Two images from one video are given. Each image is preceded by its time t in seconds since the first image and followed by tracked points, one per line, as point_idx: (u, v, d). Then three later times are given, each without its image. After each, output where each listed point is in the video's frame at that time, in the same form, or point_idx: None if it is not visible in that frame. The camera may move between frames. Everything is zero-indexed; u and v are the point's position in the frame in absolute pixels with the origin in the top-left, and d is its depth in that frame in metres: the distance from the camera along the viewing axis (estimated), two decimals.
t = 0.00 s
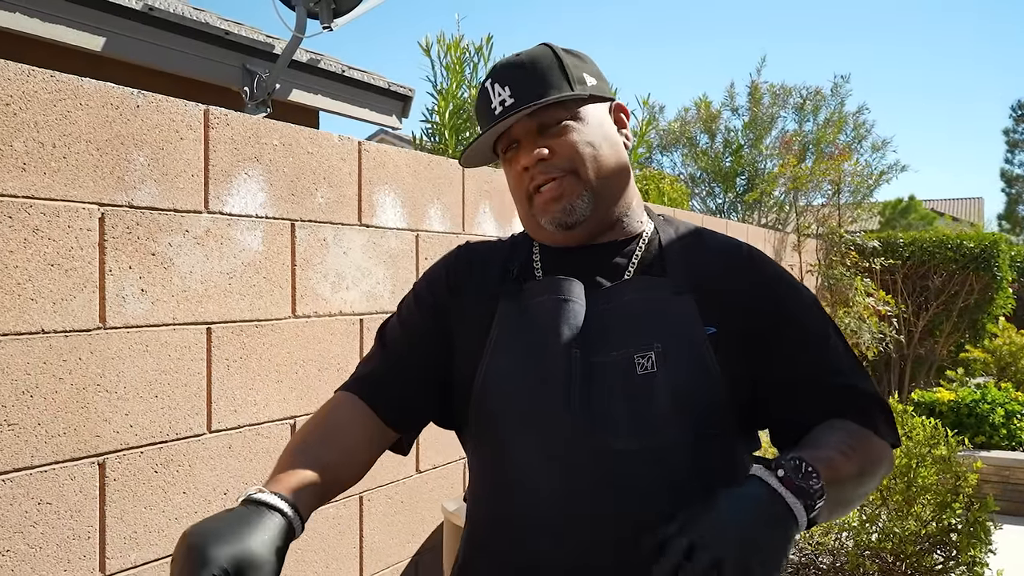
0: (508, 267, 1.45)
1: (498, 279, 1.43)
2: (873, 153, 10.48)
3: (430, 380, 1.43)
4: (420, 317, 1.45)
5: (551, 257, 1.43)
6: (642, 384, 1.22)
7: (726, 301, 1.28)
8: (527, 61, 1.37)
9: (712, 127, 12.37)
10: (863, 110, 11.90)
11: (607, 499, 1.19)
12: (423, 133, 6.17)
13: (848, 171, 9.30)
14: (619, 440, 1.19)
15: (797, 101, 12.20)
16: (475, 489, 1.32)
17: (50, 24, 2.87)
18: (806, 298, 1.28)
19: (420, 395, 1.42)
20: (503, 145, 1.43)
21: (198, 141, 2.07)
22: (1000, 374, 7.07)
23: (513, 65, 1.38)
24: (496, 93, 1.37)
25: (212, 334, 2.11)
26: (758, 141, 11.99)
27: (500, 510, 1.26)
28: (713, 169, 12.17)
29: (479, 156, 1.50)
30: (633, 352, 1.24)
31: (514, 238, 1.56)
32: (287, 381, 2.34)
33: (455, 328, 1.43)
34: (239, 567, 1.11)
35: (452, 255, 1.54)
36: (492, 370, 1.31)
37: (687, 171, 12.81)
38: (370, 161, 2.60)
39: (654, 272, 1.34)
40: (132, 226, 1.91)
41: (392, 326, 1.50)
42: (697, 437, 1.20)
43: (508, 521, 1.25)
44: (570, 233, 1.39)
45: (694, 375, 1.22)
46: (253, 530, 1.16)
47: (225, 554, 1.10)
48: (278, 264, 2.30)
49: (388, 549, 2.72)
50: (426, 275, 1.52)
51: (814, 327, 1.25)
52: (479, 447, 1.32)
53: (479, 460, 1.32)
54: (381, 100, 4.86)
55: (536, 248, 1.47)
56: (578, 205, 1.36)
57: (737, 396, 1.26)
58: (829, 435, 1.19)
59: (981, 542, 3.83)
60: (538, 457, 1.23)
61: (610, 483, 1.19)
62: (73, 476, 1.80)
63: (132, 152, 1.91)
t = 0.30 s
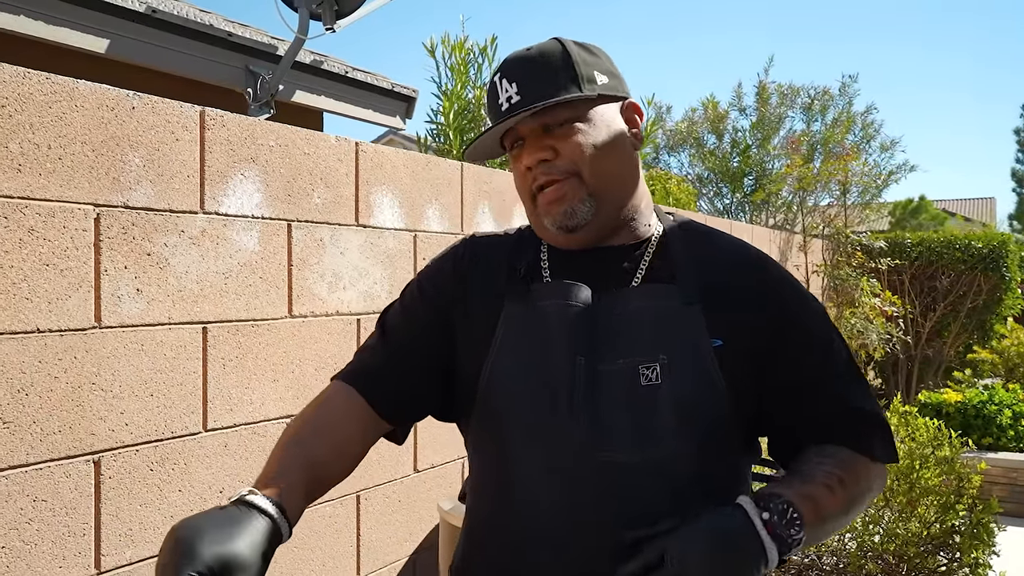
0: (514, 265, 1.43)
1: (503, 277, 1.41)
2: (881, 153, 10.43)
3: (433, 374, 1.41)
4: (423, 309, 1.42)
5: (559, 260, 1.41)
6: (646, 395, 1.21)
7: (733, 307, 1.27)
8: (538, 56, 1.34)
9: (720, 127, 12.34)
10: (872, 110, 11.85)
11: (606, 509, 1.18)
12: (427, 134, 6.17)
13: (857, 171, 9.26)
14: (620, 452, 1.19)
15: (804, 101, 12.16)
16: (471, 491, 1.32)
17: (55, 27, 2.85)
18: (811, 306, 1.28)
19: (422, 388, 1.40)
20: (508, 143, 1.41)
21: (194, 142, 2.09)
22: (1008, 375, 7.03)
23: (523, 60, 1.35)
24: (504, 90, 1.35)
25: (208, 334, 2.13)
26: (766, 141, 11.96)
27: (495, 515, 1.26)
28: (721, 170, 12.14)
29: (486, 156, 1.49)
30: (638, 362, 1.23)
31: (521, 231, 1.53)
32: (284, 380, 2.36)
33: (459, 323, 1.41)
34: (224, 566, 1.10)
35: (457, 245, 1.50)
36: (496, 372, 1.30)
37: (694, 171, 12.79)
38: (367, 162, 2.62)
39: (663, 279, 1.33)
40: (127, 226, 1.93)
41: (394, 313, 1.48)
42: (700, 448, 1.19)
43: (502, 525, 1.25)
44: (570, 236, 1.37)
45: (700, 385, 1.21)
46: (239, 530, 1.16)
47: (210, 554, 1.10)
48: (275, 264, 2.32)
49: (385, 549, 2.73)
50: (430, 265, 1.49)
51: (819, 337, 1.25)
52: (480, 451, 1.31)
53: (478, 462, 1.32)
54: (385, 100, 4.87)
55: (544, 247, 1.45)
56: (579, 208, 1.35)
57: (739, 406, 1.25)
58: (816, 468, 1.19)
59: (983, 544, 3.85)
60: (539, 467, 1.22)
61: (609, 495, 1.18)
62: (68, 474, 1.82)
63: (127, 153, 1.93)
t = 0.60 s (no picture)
0: (480, 262, 1.48)
1: (471, 274, 1.47)
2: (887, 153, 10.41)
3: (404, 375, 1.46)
4: (391, 313, 1.46)
5: (526, 253, 1.47)
6: (614, 377, 1.27)
7: (692, 294, 1.36)
8: (519, 52, 1.41)
9: (725, 127, 12.32)
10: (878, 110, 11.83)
11: (577, 490, 1.24)
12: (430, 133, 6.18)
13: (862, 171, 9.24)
14: (590, 434, 1.24)
15: (809, 101, 12.15)
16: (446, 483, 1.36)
17: (57, 30, 2.84)
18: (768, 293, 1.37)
19: (393, 388, 1.44)
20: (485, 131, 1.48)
21: (191, 144, 2.11)
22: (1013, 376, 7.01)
23: (504, 53, 1.41)
24: (483, 80, 1.41)
25: (204, 333, 2.15)
26: (771, 141, 11.94)
27: (471, 504, 1.31)
28: (727, 170, 12.12)
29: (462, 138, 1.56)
30: (606, 346, 1.29)
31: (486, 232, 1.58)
32: (280, 379, 2.38)
33: (429, 321, 1.46)
34: (210, 560, 1.11)
35: (421, 249, 1.54)
36: (466, 366, 1.34)
37: (699, 171, 12.77)
38: (364, 163, 2.64)
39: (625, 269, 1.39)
40: (124, 227, 1.95)
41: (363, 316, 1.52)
42: (666, 430, 1.25)
43: (478, 513, 1.29)
44: (537, 225, 1.43)
45: (665, 367, 1.28)
46: (224, 525, 1.17)
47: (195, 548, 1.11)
48: (272, 264, 2.34)
49: (382, 546, 2.75)
50: (397, 268, 1.54)
51: (771, 322, 1.35)
52: (451, 441, 1.35)
53: (451, 454, 1.36)
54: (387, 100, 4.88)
55: (511, 242, 1.51)
56: (547, 198, 1.41)
57: (700, 391, 1.32)
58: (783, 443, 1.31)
59: (984, 545, 3.79)
60: (511, 458, 1.26)
61: (581, 474, 1.24)
62: (65, 472, 1.84)
63: (124, 154, 1.95)
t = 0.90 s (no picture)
0: (440, 257, 1.51)
1: (432, 267, 1.49)
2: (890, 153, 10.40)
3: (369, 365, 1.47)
4: (357, 310, 1.50)
5: (483, 242, 1.50)
6: (568, 351, 1.30)
7: (641, 274, 1.37)
8: (512, 49, 1.46)
9: (727, 127, 12.32)
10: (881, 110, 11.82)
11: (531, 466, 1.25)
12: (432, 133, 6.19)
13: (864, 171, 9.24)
14: (548, 407, 1.27)
15: (812, 101, 12.15)
16: (414, 468, 1.38)
17: (58, 30, 2.85)
18: (720, 275, 1.38)
19: (360, 381, 1.44)
20: (463, 114, 1.52)
21: (189, 144, 2.13)
22: (1016, 376, 6.99)
23: (496, 43, 1.46)
24: (471, 60, 1.46)
25: (203, 332, 2.16)
26: (774, 141, 11.94)
27: (440, 487, 1.32)
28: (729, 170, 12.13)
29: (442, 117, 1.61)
30: (560, 322, 1.33)
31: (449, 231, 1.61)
32: (279, 378, 2.39)
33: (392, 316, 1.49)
34: (208, 543, 1.12)
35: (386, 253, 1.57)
36: (427, 352, 1.38)
37: (702, 171, 12.78)
38: (363, 163, 2.65)
39: (579, 253, 1.42)
40: (123, 226, 1.97)
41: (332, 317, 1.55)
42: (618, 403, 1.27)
43: (447, 495, 1.31)
44: (502, 205, 1.47)
45: (618, 341, 1.31)
46: (220, 511, 1.17)
47: (192, 532, 1.12)
48: (270, 263, 2.35)
49: (381, 545, 2.76)
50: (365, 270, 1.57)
51: (726, 300, 1.35)
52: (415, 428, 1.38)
53: (415, 440, 1.39)
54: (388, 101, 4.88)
55: (470, 234, 1.53)
56: (516, 180, 1.46)
57: (658, 372, 1.33)
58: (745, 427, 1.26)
59: (984, 545, 3.72)
60: (468, 440, 1.29)
61: (543, 449, 1.25)
62: (64, 469, 1.86)
63: (123, 154, 1.96)
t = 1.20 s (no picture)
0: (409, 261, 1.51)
1: (402, 272, 1.49)
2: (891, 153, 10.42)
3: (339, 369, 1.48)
4: (330, 316, 1.50)
5: (453, 250, 1.51)
6: (536, 358, 1.32)
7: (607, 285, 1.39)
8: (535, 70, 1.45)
9: (729, 128, 12.34)
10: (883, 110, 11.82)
11: (499, 472, 1.27)
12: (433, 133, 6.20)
13: (866, 171, 9.25)
14: (515, 414, 1.28)
15: (813, 101, 12.16)
16: (387, 473, 1.38)
17: (62, 30, 2.86)
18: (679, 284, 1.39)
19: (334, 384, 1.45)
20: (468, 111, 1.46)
21: (194, 143, 2.13)
22: (1018, 376, 6.98)
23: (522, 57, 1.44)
24: (492, 65, 1.41)
25: (207, 330, 2.17)
26: (775, 141, 11.96)
27: (412, 488, 1.34)
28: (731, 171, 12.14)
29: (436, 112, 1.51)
30: (526, 330, 1.34)
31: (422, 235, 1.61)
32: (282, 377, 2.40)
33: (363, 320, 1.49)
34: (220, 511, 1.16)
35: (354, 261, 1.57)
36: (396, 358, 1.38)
37: (704, 171, 12.79)
38: (366, 162, 2.65)
39: (546, 263, 1.42)
40: (128, 225, 1.97)
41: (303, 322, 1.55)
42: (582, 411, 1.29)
43: (416, 500, 1.33)
44: (502, 213, 1.45)
45: (583, 350, 1.32)
46: (227, 489, 1.22)
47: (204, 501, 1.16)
48: (274, 262, 2.36)
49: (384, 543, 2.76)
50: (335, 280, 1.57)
51: (684, 307, 1.36)
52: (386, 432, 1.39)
53: (386, 443, 1.40)
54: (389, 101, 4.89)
55: (440, 243, 1.54)
56: (522, 191, 1.45)
57: (620, 378, 1.35)
58: (679, 489, 1.35)
59: (985, 545, 3.72)
60: (434, 446, 1.30)
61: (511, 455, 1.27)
62: (70, 466, 1.86)
63: (127, 153, 1.97)
